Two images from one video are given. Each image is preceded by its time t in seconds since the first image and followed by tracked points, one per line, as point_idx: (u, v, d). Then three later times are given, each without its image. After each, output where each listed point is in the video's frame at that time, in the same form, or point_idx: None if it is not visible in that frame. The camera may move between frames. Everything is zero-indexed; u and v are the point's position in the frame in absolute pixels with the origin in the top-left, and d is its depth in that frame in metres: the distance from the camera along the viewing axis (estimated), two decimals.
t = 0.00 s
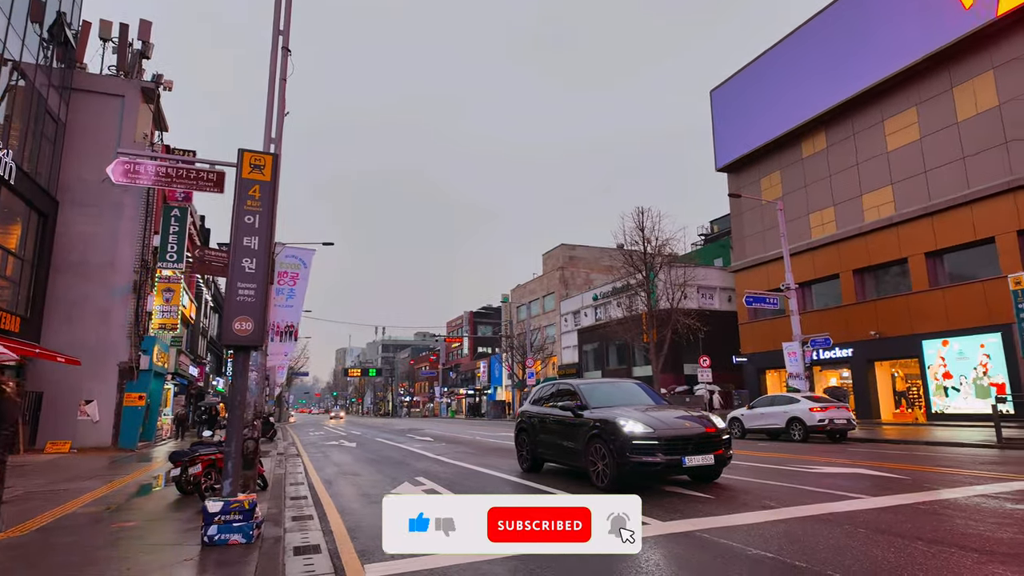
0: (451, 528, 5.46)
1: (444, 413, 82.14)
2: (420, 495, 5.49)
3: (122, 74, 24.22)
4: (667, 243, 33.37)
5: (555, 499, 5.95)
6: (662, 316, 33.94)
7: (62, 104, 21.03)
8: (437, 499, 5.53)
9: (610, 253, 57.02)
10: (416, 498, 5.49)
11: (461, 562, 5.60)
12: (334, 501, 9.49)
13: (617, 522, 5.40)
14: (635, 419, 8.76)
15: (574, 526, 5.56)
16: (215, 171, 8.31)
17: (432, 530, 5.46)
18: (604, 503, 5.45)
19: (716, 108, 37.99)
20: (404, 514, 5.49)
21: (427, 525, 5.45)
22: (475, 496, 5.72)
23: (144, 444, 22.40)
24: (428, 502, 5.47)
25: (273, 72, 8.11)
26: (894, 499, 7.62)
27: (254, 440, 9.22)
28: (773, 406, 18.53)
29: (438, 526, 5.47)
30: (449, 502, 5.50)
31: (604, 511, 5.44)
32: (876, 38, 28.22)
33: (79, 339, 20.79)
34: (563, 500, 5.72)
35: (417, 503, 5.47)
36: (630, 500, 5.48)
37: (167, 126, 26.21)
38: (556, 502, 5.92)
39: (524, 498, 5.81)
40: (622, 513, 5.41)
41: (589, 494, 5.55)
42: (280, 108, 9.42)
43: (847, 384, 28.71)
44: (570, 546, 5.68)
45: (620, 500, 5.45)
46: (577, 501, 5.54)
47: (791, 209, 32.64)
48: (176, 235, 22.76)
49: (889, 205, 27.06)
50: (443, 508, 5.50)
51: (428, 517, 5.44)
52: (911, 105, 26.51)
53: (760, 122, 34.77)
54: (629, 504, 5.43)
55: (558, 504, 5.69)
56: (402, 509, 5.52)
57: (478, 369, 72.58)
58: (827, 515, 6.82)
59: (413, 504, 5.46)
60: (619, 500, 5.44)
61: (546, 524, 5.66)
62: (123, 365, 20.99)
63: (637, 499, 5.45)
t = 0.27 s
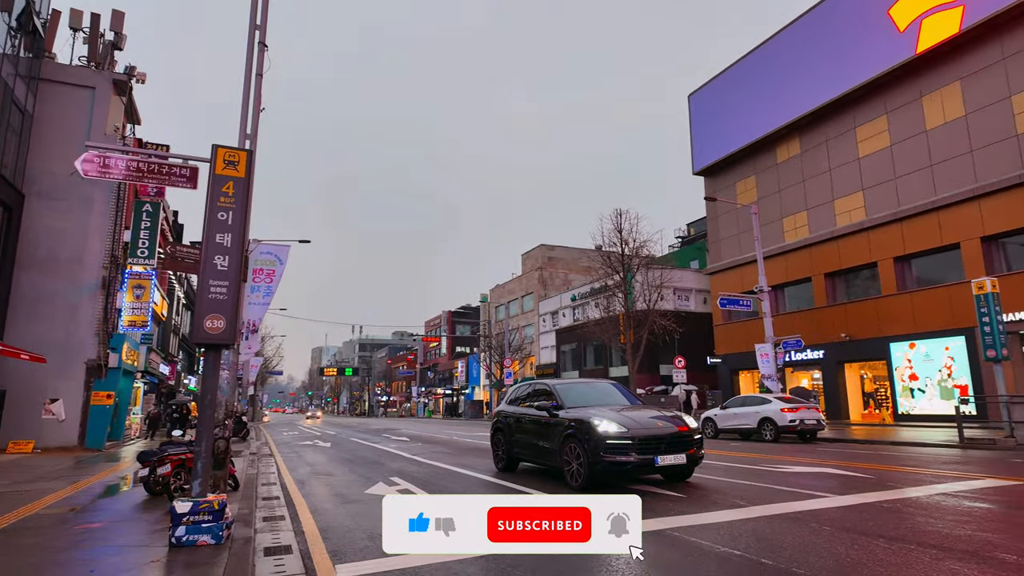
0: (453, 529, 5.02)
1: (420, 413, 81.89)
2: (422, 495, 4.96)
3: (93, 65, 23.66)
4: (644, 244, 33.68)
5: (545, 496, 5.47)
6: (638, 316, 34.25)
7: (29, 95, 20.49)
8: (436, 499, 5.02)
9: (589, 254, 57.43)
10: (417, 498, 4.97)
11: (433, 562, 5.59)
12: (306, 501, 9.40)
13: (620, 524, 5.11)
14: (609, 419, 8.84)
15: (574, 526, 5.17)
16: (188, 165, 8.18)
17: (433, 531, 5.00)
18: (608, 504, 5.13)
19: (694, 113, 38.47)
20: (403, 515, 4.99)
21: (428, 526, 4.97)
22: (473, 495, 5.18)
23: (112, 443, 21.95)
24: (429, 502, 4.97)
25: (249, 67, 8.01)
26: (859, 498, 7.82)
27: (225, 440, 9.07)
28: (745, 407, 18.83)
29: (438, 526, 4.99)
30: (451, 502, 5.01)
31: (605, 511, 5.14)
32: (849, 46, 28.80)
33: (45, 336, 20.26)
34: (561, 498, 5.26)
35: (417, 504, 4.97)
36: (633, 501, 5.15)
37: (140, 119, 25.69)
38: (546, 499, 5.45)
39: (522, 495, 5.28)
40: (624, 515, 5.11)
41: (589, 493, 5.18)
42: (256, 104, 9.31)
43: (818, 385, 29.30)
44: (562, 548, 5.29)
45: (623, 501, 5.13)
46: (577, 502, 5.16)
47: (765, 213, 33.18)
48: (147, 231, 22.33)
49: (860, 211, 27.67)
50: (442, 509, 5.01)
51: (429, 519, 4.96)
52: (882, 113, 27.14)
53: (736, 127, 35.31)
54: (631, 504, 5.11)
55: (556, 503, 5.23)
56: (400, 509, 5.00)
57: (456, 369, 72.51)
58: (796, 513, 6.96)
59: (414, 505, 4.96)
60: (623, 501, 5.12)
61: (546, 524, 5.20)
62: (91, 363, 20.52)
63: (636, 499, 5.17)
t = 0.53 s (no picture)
0: (451, 529, 4.94)
1: (387, 413, 81.27)
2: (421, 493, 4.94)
3: (49, 51, 22.80)
4: (614, 246, 34.01)
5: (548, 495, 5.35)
6: (607, 318, 34.60)
7: None
8: (436, 498, 4.99)
9: (559, 255, 57.77)
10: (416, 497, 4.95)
11: (396, 563, 5.54)
12: (268, 501, 9.25)
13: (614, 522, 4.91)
14: (575, 419, 8.91)
15: (574, 527, 5.00)
16: (150, 158, 8.03)
17: (432, 531, 4.93)
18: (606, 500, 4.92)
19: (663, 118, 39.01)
20: (403, 514, 4.94)
21: (427, 525, 4.92)
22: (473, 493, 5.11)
23: (65, 443, 21.22)
24: (428, 501, 4.93)
25: (216, 59, 7.86)
26: (814, 496, 8.06)
27: (184, 439, 8.86)
28: (709, 407, 19.21)
29: (437, 527, 4.93)
30: (449, 501, 4.95)
31: (603, 507, 4.94)
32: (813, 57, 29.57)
33: None
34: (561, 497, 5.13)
35: (416, 503, 4.93)
36: (634, 500, 4.91)
37: (100, 109, 24.89)
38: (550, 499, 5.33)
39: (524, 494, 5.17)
40: (620, 514, 4.92)
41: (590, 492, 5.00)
42: (222, 97, 9.14)
43: (779, 386, 30.03)
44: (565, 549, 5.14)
45: (623, 500, 4.92)
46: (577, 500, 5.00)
47: (731, 217, 33.86)
48: (106, 224, 21.66)
49: (822, 217, 28.48)
50: (441, 508, 4.94)
51: (428, 518, 4.91)
52: (844, 123, 27.97)
53: (703, 133, 35.94)
54: (631, 504, 4.91)
55: (556, 502, 5.09)
56: (401, 507, 4.98)
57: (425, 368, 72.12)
58: (754, 511, 7.14)
59: (411, 504, 4.91)
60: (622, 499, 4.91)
61: (546, 524, 5.06)
62: (44, 359, 19.81)
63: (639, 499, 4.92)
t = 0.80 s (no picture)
0: (452, 528, 5.07)
1: (343, 413, 79.96)
2: (421, 493, 5.14)
3: None
4: (574, 248, 34.33)
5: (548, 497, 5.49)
6: (565, 319, 34.90)
7: None
8: (437, 498, 5.16)
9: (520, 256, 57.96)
10: (416, 497, 5.15)
11: (346, 565, 5.48)
12: (215, 503, 9.00)
13: (614, 521, 4.98)
14: (531, 419, 8.98)
15: (575, 526, 5.10)
16: (96, 146, 7.66)
17: (433, 531, 5.07)
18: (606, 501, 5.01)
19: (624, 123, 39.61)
20: (404, 513, 5.12)
21: (428, 525, 5.08)
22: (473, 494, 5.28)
23: None
24: (428, 500, 5.11)
25: (169, 47, 7.62)
26: (759, 494, 8.34)
27: (127, 439, 8.54)
28: (662, 408, 19.64)
29: (438, 527, 5.08)
30: (450, 501, 5.13)
31: (603, 506, 5.02)
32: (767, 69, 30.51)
33: None
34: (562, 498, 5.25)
35: (417, 502, 5.11)
36: (633, 500, 5.00)
37: (42, 92, 23.70)
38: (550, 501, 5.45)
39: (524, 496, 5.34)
40: (619, 515, 4.99)
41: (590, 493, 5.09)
42: (176, 86, 8.84)
43: (730, 388, 30.90)
44: (565, 546, 5.30)
45: (622, 500, 5.00)
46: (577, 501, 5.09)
47: (688, 223, 34.66)
48: (47, 213, 20.64)
49: (773, 225, 29.46)
50: (444, 507, 5.11)
51: (428, 518, 5.07)
52: (795, 134, 29.01)
53: (662, 140, 36.67)
54: (631, 504, 5.00)
55: (557, 503, 5.20)
56: (404, 506, 5.17)
57: (382, 367, 71.20)
58: (702, 510, 7.34)
59: (412, 503, 5.09)
60: (621, 500, 5.00)
61: (546, 524, 5.19)
62: None
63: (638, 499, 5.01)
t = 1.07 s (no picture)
0: (452, 529, 4.23)
1: (275, 412, 77.38)
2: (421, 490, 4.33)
3: None
4: (518, 250, 34.49)
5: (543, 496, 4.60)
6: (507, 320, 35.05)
7: None
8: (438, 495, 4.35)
9: (463, 256, 57.77)
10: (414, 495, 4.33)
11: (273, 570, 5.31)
12: (132, 506, 8.52)
13: (616, 520, 4.21)
14: (470, 420, 8.97)
15: (574, 527, 4.22)
16: (10, 126, 7.15)
17: (431, 531, 4.24)
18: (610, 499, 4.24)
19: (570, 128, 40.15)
20: (402, 512, 4.29)
21: (426, 525, 4.25)
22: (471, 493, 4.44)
23: None
24: (430, 498, 4.30)
25: (96, 23, 7.17)
26: (686, 494, 8.65)
27: (34, 440, 7.98)
28: (598, 409, 20.03)
29: (436, 526, 4.25)
30: (451, 499, 4.29)
31: (604, 503, 4.25)
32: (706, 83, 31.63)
33: None
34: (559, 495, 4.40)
35: (416, 501, 4.30)
36: (635, 498, 4.26)
37: None
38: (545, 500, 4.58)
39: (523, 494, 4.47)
40: (621, 513, 4.22)
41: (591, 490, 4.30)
42: (103, 65, 8.35)
43: (663, 390, 31.83)
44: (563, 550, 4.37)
45: (623, 497, 4.25)
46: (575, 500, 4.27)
47: (628, 229, 35.51)
48: None
49: (708, 234, 30.59)
50: (443, 504, 4.28)
51: (427, 517, 4.25)
52: (731, 148, 30.25)
53: (606, 147, 37.40)
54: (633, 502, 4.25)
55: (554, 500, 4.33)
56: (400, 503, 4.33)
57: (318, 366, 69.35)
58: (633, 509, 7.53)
59: (411, 501, 4.27)
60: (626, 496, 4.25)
61: (545, 524, 4.31)
62: None
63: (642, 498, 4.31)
